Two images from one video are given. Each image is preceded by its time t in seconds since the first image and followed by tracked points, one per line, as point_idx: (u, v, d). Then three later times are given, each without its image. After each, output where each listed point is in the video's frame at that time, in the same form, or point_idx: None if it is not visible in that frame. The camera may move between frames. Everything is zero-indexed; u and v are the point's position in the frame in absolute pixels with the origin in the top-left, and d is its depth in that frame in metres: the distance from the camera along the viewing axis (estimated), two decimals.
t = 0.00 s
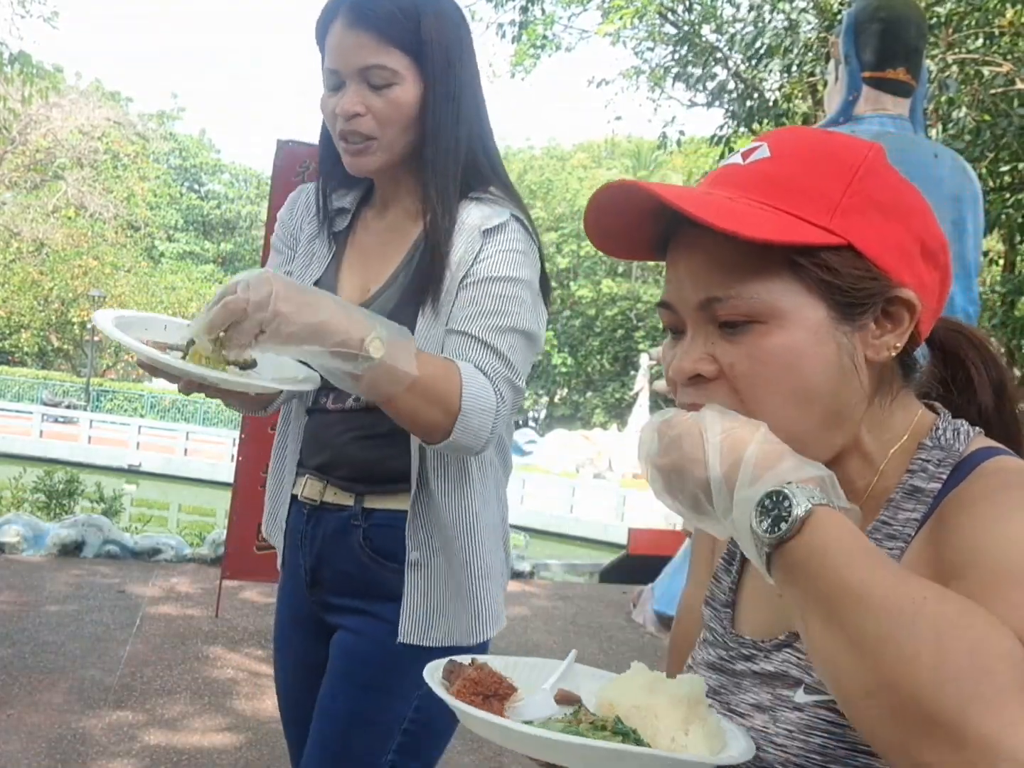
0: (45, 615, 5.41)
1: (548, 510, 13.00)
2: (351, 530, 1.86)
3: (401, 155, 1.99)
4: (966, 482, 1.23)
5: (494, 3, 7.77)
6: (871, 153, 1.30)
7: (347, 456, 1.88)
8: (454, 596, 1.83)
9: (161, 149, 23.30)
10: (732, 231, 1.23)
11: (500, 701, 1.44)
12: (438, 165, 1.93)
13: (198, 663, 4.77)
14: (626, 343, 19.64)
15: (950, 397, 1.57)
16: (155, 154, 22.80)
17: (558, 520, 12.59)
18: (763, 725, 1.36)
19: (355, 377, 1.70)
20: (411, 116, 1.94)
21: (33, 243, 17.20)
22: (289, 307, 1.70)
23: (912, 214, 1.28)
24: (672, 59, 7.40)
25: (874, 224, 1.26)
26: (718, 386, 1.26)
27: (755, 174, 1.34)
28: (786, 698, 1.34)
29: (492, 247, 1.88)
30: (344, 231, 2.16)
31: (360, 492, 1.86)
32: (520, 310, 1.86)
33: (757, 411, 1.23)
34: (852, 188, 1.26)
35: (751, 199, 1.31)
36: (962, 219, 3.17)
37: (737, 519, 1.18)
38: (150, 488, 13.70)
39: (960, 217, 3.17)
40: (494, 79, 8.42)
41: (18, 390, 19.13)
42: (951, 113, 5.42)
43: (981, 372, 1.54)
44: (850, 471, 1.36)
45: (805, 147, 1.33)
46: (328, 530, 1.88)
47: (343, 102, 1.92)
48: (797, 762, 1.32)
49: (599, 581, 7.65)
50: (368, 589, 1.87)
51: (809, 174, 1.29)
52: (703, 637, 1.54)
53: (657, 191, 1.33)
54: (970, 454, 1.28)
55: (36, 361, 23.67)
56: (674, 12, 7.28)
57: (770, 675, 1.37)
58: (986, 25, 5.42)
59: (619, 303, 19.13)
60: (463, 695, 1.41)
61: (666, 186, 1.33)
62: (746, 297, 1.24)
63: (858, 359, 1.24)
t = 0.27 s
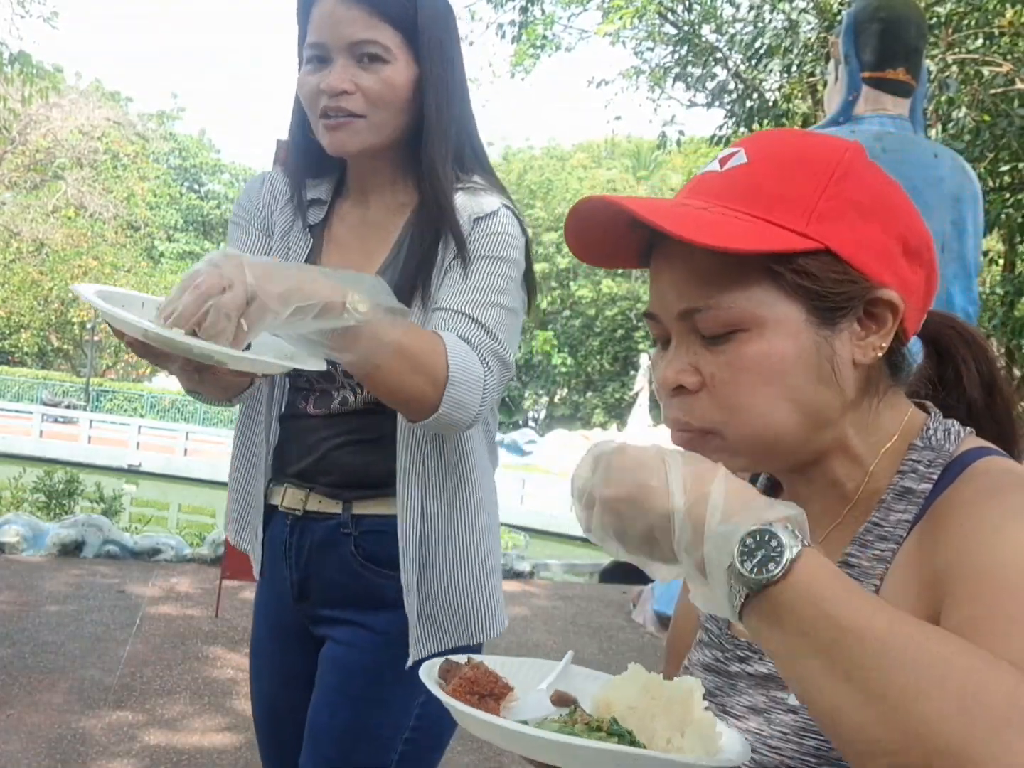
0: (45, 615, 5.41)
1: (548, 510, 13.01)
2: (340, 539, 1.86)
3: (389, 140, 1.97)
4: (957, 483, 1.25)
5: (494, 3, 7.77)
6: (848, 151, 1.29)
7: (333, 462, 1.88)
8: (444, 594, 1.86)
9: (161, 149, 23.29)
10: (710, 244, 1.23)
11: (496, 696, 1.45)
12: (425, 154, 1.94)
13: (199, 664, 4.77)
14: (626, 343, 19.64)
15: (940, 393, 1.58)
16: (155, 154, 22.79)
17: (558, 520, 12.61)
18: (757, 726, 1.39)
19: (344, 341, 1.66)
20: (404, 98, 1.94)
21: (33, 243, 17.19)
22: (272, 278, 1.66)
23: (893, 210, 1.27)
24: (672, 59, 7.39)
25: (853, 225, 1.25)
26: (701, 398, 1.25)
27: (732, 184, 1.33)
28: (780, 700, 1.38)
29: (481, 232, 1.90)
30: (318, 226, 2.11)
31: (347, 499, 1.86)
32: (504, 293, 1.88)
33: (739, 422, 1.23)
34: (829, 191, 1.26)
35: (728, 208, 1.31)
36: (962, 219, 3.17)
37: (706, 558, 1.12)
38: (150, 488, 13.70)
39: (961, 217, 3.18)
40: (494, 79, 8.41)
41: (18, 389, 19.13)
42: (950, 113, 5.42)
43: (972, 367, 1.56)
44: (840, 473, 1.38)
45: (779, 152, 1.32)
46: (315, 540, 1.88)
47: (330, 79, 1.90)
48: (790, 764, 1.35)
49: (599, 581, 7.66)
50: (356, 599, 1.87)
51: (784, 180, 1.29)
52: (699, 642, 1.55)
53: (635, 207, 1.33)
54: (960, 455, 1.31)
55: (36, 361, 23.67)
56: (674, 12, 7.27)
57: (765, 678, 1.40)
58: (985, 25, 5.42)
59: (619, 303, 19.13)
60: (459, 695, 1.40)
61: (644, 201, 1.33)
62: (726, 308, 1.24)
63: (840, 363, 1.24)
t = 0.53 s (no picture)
0: (45, 615, 5.41)
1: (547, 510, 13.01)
2: (315, 539, 1.86)
3: (369, 130, 1.97)
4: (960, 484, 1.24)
5: (494, 3, 7.77)
6: (826, 151, 1.30)
7: (310, 460, 1.89)
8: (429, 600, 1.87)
9: (160, 149, 23.29)
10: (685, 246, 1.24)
11: (451, 721, 1.46)
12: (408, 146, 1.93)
13: (198, 664, 4.77)
14: (626, 343, 19.65)
15: (940, 389, 1.62)
16: (155, 154, 22.80)
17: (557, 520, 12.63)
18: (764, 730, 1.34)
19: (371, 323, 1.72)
20: (384, 85, 1.93)
21: (33, 244, 17.19)
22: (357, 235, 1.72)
23: (875, 205, 1.27)
24: (672, 59, 7.38)
25: (833, 220, 1.25)
26: (693, 398, 1.26)
27: (714, 189, 1.33)
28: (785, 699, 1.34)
29: (466, 225, 1.90)
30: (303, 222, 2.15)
31: (322, 498, 1.86)
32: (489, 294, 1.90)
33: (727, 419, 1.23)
34: (807, 189, 1.26)
35: (709, 211, 1.31)
36: (963, 220, 3.17)
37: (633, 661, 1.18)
38: (150, 488, 13.70)
39: (962, 218, 3.17)
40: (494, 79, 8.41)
41: (18, 390, 19.15)
42: (950, 114, 5.42)
43: (975, 364, 1.60)
44: (843, 469, 1.36)
45: (759, 157, 1.33)
46: (288, 540, 1.88)
47: (310, 63, 1.89)
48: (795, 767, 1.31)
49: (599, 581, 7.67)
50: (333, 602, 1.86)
51: (763, 182, 1.29)
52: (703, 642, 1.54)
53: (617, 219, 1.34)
54: (967, 453, 1.29)
55: (36, 361, 23.68)
56: (674, 12, 7.27)
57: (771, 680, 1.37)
58: (985, 25, 5.42)
59: (619, 303, 19.14)
60: (413, 715, 1.42)
61: (625, 211, 1.34)
62: (711, 307, 1.24)
63: (827, 356, 1.23)
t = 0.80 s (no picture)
0: (45, 615, 5.41)
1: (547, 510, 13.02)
2: (311, 542, 1.86)
3: (368, 127, 1.94)
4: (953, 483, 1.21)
5: (494, 3, 7.77)
6: (820, 149, 1.29)
7: (305, 463, 1.88)
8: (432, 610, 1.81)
9: (160, 149, 23.29)
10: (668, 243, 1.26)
11: None
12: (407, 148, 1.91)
13: (198, 664, 4.77)
14: (626, 343, 19.67)
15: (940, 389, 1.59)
16: (155, 154, 22.80)
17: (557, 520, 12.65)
18: (757, 725, 1.31)
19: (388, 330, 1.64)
20: (379, 85, 1.91)
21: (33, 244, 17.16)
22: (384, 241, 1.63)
23: (869, 204, 1.26)
24: (672, 59, 7.38)
25: (824, 218, 1.25)
26: (686, 391, 1.28)
27: (708, 189, 1.35)
28: (780, 697, 1.30)
29: (470, 230, 1.87)
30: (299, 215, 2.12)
31: (318, 500, 1.86)
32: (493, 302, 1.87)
33: (715, 409, 1.26)
34: (797, 187, 1.26)
35: (707, 206, 1.33)
36: (963, 220, 3.17)
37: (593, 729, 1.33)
38: (149, 488, 13.71)
39: (962, 218, 3.17)
40: (494, 80, 8.41)
41: (18, 390, 19.15)
42: (950, 114, 5.42)
43: (978, 365, 1.56)
44: (837, 464, 1.35)
45: (753, 158, 1.34)
46: (284, 542, 1.88)
47: (305, 66, 1.88)
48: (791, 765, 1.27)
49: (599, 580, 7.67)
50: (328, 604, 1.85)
51: (754, 181, 1.30)
52: (700, 641, 1.51)
53: (611, 218, 1.36)
54: (962, 452, 1.26)
55: (36, 361, 23.69)
56: (674, 12, 7.27)
57: (765, 675, 1.33)
58: (986, 25, 5.41)
59: (619, 303, 19.14)
60: None
61: (619, 210, 1.36)
62: (700, 303, 1.27)
63: (813, 352, 1.24)
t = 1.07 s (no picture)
0: (45, 615, 5.41)
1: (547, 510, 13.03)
2: (316, 547, 1.86)
3: (377, 149, 1.93)
4: (926, 485, 1.23)
5: (494, 4, 7.77)
6: (792, 154, 1.30)
7: (309, 468, 1.88)
8: (449, 634, 1.83)
9: (160, 149, 23.28)
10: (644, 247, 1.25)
11: None
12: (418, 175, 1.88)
13: (198, 663, 4.77)
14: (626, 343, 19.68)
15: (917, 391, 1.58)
16: (155, 153, 22.80)
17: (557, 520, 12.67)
18: (742, 727, 1.32)
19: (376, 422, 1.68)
20: (390, 109, 1.87)
21: (33, 243, 17.14)
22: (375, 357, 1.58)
23: (841, 207, 1.27)
24: (672, 59, 7.37)
25: (795, 221, 1.25)
26: (662, 394, 1.26)
27: (680, 191, 1.34)
28: (762, 699, 1.31)
29: (481, 251, 1.85)
30: (300, 224, 2.08)
31: (324, 505, 1.86)
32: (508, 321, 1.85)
33: (692, 417, 1.25)
34: (770, 192, 1.26)
35: (676, 210, 1.32)
36: (963, 220, 3.17)
37: None
38: (149, 488, 13.71)
39: (961, 218, 3.17)
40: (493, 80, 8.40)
41: (18, 389, 19.17)
42: (950, 114, 5.43)
43: (954, 364, 1.55)
44: (812, 465, 1.35)
45: (728, 162, 1.33)
46: (290, 547, 1.88)
47: (313, 93, 1.83)
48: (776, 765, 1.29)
49: (599, 581, 7.68)
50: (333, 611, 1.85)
51: (728, 185, 1.29)
52: (686, 644, 1.50)
53: (587, 221, 1.35)
54: (935, 449, 1.27)
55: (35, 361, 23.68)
56: (674, 12, 7.27)
57: (748, 678, 1.34)
58: (986, 25, 5.40)
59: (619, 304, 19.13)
60: None
61: (593, 214, 1.36)
62: (672, 305, 1.25)
63: (787, 354, 1.23)
